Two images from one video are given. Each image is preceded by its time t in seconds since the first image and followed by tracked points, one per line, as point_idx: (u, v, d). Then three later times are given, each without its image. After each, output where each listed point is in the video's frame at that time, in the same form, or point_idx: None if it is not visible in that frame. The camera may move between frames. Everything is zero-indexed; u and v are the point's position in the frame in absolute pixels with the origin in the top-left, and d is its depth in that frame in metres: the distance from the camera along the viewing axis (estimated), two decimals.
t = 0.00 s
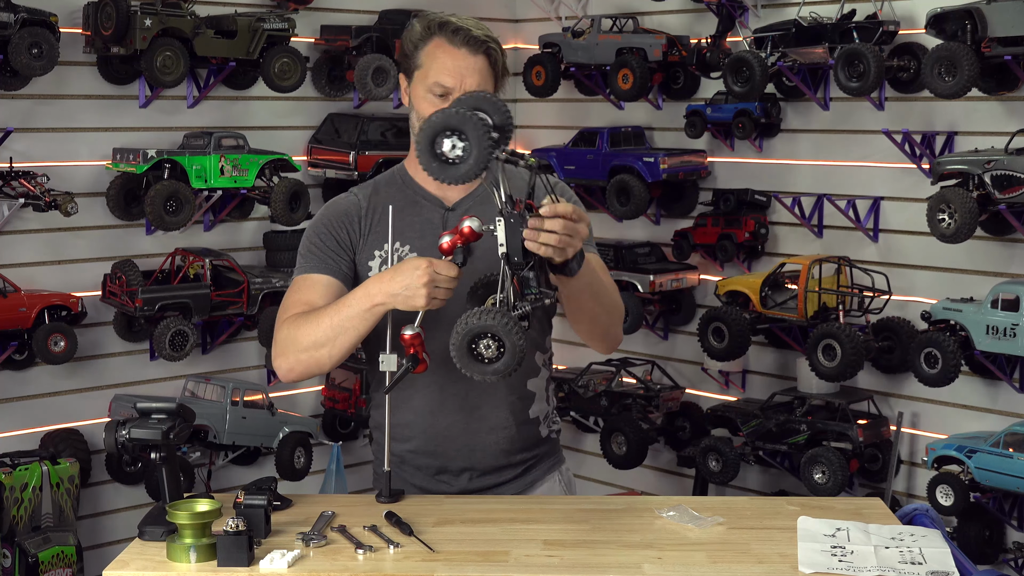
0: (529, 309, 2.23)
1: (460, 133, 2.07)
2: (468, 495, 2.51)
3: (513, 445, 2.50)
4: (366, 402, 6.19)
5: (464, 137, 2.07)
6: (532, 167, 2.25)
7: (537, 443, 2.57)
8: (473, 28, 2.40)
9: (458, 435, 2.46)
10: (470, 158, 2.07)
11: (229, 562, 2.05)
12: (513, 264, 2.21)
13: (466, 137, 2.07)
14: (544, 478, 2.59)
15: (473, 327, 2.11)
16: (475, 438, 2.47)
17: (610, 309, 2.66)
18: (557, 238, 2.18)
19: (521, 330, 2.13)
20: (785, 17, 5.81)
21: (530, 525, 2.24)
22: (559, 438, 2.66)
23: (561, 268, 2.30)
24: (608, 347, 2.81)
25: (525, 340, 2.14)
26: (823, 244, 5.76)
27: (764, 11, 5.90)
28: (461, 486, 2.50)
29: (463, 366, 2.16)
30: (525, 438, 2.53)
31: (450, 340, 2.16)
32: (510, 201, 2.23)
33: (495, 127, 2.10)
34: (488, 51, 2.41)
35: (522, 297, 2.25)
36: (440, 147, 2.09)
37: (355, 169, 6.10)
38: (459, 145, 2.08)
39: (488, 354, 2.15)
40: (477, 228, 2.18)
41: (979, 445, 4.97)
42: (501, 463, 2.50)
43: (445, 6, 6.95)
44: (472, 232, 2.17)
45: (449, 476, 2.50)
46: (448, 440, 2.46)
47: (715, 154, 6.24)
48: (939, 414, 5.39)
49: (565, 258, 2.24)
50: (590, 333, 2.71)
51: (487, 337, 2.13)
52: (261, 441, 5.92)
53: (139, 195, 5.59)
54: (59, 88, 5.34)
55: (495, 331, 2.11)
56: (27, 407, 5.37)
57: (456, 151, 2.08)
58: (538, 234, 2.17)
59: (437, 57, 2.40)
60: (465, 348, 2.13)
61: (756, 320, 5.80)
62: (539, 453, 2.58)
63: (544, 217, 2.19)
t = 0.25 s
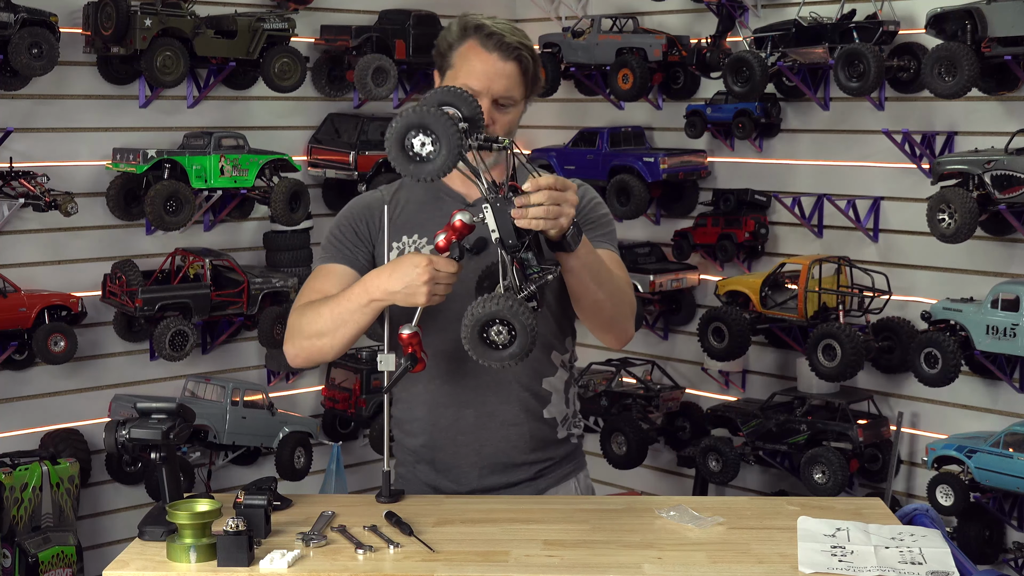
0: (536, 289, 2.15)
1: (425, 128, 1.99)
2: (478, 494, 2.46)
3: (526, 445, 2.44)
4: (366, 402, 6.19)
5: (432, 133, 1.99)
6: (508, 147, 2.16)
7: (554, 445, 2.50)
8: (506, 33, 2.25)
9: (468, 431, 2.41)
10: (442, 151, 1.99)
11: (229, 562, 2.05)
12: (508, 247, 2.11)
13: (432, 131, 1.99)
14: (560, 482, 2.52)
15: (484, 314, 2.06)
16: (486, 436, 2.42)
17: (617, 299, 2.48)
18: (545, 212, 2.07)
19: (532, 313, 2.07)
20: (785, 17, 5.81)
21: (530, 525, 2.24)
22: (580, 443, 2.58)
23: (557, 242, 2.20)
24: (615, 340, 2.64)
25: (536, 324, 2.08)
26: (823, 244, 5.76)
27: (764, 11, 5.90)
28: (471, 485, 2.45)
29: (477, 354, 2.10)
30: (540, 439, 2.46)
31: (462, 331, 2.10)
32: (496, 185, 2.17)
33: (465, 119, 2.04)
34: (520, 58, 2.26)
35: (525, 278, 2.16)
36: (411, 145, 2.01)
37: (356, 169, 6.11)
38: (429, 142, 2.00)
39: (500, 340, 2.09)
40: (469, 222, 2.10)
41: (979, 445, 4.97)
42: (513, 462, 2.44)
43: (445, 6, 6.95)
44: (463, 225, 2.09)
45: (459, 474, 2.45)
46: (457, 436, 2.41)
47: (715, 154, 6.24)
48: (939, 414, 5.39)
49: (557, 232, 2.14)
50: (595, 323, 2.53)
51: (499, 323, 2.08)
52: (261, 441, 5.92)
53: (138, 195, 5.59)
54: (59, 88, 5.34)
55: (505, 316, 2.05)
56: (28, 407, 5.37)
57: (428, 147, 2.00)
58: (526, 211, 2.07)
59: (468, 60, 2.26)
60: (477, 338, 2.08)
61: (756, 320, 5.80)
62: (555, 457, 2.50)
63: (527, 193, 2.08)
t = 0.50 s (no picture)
0: (536, 297, 2.14)
1: (434, 129, 1.97)
2: (487, 494, 2.45)
3: (537, 447, 2.43)
4: (366, 401, 6.20)
5: (440, 134, 1.97)
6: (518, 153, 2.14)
7: (567, 449, 2.49)
8: (533, 31, 2.26)
9: (479, 429, 2.42)
10: (450, 152, 1.96)
11: (229, 562, 2.05)
12: (512, 254, 2.09)
13: (440, 131, 1.97)
14: (573, 486, 2.50)
15: (479, 320, 2.06)
16: (497, 435, 2.42)
17: (624, 309, 2.42)
18: (550, 219, 2.04)
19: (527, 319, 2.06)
20: (785, 17, 5.81)
21: (530, 525, 2.24)
22: (596, 448, 2.56)
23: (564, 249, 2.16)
24: (623, 353, 2.58)
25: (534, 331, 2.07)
26: (823, 244, 5.76)
27: (764, 11, 5.90)
28: (481, 485, 2.44)
29: (473, 359, 2.10)
30: (552, 442, 2.45)
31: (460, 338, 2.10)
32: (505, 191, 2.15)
33: (477, 121, 2.03)
34: (545, 56, 2.27)
35: (527, 284, 2.16)
36: (419, 148, 1.98)
37: (356, 169, 6.11)
38: (438, 144, 1.98)
39: (498, 346, 2.09)
40: (474, 224, 2.11)
41: (979, 445, 4.97)
42: (524, 463, 2.43)
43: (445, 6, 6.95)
44: (468, 228, 2.10)
45: (469, 474, 2.44)
46: (467, 434, 2.42)
47: (715, 155, 6.24)
48: (939, 414, 5.39)
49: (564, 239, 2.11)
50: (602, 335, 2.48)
51: (495, 329, 2.07)
52: (261, 441, 5.92)
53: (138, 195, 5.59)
54: (59, 88, 5.34)
55: (499, 321, 2.05)
56: (28, 407, 5.37)
57: (436, 150, 1.98)
58: (531, 218, 2.04)
59: (493, 56, 2.27)
60: (474, 343, 2.08)
61: (756, 320, 5.80)
62: (567, 460, 2.48)
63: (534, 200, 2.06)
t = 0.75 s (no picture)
0: (533, 291, 2.14)
1: (425, 124, 1.98)
2: (491, 494, 2.45)
3: (541, 446, 2.44)
4: (365, 401, 6.20)
5: (433, 131, 1.98)
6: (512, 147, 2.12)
7: (571, 448, 2.49)
8: (550, 33, 2.26)
9: (483, 429, 2.41)
10: (441, 149, 1.97)
11: (229, 562, 2.05)
12: (508, 248, 2.09)
13: (432, 126, 1.98)
14: (576, 486, 2.51)
15: (476, 314, 2.07)
16: (500, 435, 2.42)
17: (624, 304, 2.42)
18: (546, 214, 2.05)
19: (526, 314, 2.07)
20: (785, 17, 5.82)
21: (530, 525, 2.24)
22: (599, 448, 2.57)
23: (563, 242, 2.17)
24: (623, 350, 2.57)
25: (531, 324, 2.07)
26: (823, 244, 5.76)
27: (763, 11, 5.90)
28: (485, 484, 2.44)
29: (470, 354, 2.10)
30: (555, 441, 2.45)
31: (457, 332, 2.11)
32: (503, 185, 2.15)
33: (473, 117, 2.04)
34: (561, 59, 2.27)
35: (525, 279, 2.15)
36: (411, 143, 1.99)
37: (356, 169, 6.11)
38: (430, 138, 1.99)
39: (495, 340, 2.09)
40: (473, 221, 2.10)
41: (979, 445, 4.97)
42: (529, 463, 2.44)
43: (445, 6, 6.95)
44: (467, 224, 2.09)
45: (472, 473, 2.44)
46: (471, 434, 2.42)
47: (715, 155, 6.24)
48: (939, 414, 5.39)
49: (562, 233, 2.11)
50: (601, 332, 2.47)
51: (492, 323, 2.08)
52: (261, 441, 5.92)
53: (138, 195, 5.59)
54: (59, 88, 5.34)
55: (496, 315, 2.06)
56: (28, 407, 5.37)
57: (428, 146, 1.99)
58: (528, 214, 2.04)
59: (508, 57, 2.26)
60: (472, 337, 2.08)
61: (756, 320, 5.80)
62: (571, 460, 2.49)
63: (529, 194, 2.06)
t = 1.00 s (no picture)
0: (529, 302, 2.14)
1: (433, 123, 1.96)
2: (489, 494, 2.45)
3: (537, 445, 2.44)
4: (365, 401, 6.20)
5: (440, 129, 1.96)
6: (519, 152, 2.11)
7: (566, 445, 2.49)
8: (534, 31, 2.25)
9: (480, 429, 2.41)
10: (449, 149, 1.96)
11: (229, 562, 2.05)
12: (507, 258, 2.09)
13: (440, 125, 1.96)
14: (572, 483, 2.51)
15: (467, 318, 2.05)
16: (497, 434, 2.41)
17: (623, 310, 2.43)
18: (548, 225, 2.03)
19: (517, 322, 2.05)
20: (785, 17, 5.82)
21: (530, 525, 2.24)
22: (593, 444, 2.58)
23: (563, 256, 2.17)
24: (622, 349, 2.60)
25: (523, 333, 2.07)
26: (823, 244, 5.76)
27: (763, 11, 5.90)
28: (483, 484, 2.44)
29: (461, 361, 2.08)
30: (551, 439, 2.45)
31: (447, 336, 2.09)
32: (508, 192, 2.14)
33: (484, 122, 2.03)
34: (545, 56, 2.26)
35: (521, 289, 2.14)
36: (418, 142, 1.97)
37: (356, 169, 6.12)
38: (437, 138, 1.97)
39: (484, 347, 2.07)
40: (475, 225, 2.10)
41: (979, 445, 4.97)
42: (526, 461, 2.44)
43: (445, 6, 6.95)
44: (468, 228, 2.09)
45: (470, 473, 2.44)
46: (467, 434, 2.41)
47: (715, 155, 6.24)
48: (939, 414, 5.39)
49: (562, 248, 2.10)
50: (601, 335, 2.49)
51: (482, 329, 2.06)
52: (261, 441, 5.92)
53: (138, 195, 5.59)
54: (59, 88, 5.34)
55: (487, 321, 2.04)
56: (28, 407, 5.38)
57: (435, 145, 1.97)
58: (529, 222, 2.02)
59: (493, 55, 2.26)
60: (461, 343, 2.06)
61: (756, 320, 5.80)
62: (567, 458, 2.49)
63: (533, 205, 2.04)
